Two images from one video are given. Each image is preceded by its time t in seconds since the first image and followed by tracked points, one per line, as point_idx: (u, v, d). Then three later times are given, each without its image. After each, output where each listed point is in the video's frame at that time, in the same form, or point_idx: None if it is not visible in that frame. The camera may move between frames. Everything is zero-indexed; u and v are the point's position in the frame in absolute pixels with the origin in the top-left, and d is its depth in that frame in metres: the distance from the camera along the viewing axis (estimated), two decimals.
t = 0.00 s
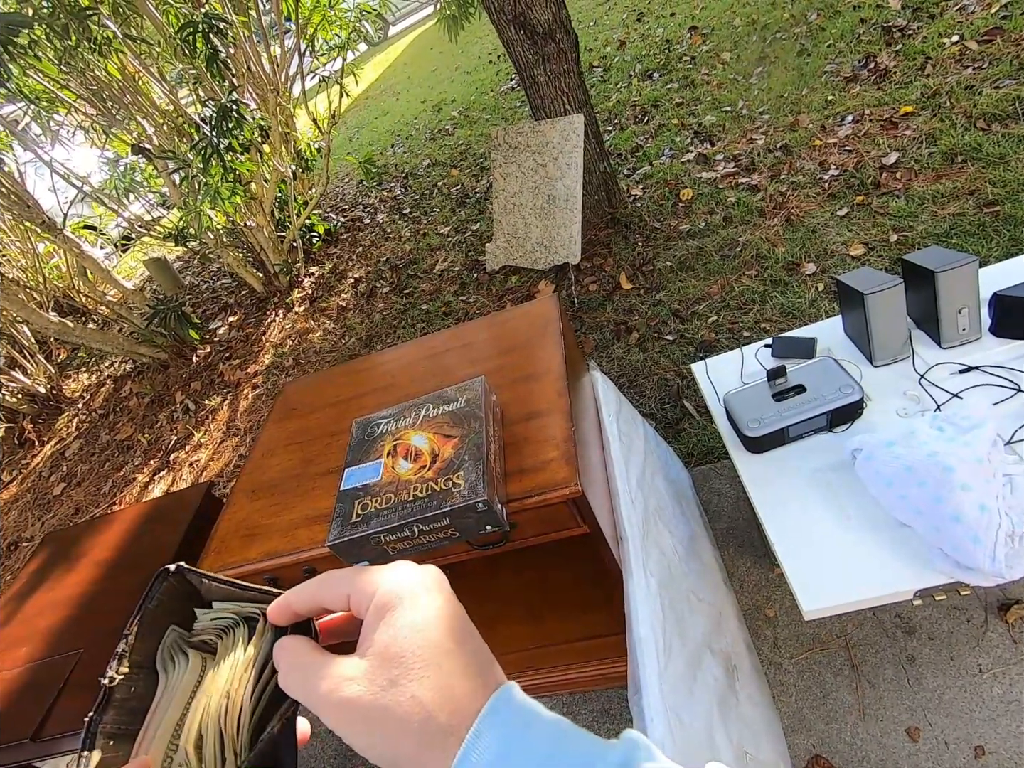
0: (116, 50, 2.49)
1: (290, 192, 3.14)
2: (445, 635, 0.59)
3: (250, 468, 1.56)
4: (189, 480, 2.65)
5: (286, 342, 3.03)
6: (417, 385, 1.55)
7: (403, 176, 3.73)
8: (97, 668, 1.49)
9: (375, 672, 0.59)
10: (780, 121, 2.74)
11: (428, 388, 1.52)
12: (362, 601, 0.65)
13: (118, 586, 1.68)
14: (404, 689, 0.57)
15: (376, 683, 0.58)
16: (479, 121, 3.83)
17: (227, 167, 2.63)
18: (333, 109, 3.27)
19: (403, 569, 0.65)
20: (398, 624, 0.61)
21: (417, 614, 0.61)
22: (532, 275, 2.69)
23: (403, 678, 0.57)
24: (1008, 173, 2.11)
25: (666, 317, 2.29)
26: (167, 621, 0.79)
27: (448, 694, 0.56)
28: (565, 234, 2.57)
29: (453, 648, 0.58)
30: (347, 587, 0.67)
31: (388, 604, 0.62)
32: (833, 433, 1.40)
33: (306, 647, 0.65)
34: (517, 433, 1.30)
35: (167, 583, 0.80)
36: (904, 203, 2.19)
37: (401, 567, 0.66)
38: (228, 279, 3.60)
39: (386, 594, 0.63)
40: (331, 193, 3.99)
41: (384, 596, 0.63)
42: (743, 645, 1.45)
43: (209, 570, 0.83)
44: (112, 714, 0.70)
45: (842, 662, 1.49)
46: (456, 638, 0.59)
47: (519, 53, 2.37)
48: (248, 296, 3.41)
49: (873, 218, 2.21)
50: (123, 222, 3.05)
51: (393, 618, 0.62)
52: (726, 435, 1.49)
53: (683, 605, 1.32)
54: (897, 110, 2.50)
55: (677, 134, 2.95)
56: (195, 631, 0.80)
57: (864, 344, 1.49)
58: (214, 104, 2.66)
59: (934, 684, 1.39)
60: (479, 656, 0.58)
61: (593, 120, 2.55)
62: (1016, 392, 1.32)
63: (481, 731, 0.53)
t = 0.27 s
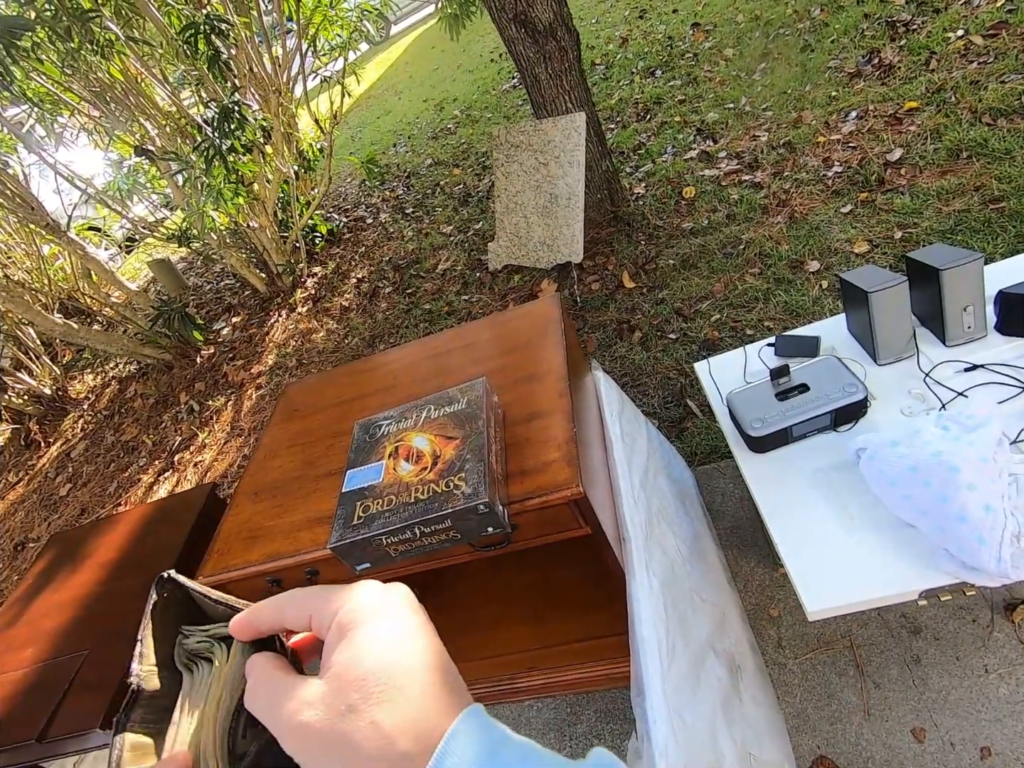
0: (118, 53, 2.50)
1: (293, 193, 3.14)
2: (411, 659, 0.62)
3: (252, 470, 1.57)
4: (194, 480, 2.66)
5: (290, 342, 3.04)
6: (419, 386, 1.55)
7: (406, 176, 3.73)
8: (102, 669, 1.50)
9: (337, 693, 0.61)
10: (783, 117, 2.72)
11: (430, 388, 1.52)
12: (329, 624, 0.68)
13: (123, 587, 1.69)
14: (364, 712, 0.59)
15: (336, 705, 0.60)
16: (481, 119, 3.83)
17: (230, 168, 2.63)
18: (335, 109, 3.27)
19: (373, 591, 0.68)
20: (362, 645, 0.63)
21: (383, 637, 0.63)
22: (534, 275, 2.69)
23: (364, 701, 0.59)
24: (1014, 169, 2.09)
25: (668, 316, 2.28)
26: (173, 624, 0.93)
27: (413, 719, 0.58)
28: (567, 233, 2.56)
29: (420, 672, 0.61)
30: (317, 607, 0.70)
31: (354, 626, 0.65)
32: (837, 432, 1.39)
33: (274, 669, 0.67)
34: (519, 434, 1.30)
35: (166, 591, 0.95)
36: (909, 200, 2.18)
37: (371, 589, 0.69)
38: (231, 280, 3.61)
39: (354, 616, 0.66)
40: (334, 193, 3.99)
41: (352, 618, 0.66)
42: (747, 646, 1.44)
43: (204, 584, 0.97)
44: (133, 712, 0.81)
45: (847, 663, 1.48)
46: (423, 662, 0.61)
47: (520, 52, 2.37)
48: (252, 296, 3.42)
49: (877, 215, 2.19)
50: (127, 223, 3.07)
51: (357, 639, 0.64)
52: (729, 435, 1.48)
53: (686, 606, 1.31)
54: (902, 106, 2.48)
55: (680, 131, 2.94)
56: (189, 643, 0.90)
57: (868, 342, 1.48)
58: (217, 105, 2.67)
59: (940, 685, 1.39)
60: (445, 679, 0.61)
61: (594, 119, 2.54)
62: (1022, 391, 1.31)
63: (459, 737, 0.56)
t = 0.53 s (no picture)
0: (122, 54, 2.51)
1: (297, 192, 3.15)
2: (409, 657, 0.62)
3: (257, 470, 1.57)
4: (200, 480, 2.68)
5: (295, 342, 3.04)
6: (423, 386, 1.55)
7: (410, 175, 3.73)
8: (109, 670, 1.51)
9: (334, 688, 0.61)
10: (789, 112, 2.70)
11: (434, 389, 1.52)
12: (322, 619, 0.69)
13: (129, 587, 1.71)
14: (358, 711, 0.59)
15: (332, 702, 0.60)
16: (485, 117, 3.82)
17: (235, 168, 2.64)
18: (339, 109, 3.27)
19: (369, 589, 0.68)
20: (359, 643, 0.63)
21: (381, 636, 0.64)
22: (538, 273, 2.68)
23: (360, 698, 0.59)
24: None
25: (674, 314, 2.27)
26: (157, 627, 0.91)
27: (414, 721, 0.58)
28: (571, 231, 2.56)
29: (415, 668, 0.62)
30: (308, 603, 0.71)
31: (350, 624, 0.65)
32: (844, 431, 1.37)
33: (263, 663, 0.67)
34: (522, 434, 1.29)
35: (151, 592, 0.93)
36: (917, 195, 2.15)
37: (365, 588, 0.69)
38: (237, 280, 3.62)
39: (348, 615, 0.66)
40: (338, 192, 4.00)
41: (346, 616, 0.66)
42: (754, 646, 1.43)
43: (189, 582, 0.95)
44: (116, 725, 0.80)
45: (855, 663, 1.47)
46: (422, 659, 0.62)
47: (523, 49, 2.36)
48: (257, 296, 3.43)
49: (885, 210, 2.17)
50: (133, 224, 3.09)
51: (354, 636, 0.64)
52: (735, 433, 1.47)
53: (692, 607, 1.30)
54: (910, 99, 2.46)
55: (685, 128, 2.92)
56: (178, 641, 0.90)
57: (876, 340, 1.46)
58: (221, 105, 2.68)
59: (949, 686, 1.37)
60: (443, 680, 0.61)
61: (598, 116, 2.53)
62: None
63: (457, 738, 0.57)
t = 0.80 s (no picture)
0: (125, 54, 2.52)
1: (300, 191, 3.15)
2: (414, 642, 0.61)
3: (261, 469, 1.58)
4: (205, 478, 2.69)
5: (298, 341, 3.05)
6: (426, 385, 1.55)
7: (412, 172, 3.73)
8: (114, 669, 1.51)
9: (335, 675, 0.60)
10: (793, 107, 2.68)
11: (436, 387, 1.52)
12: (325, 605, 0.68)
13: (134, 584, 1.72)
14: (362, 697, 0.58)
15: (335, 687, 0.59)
16: (487, 113, 3.81)
17: (237, 167, 2.64)
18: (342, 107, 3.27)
19: (371, 575, 0.67)
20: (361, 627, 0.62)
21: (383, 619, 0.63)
22: (541, 270, 2.68)
23: (365, 682, 0.58)
24: None
25: (677, 310, 2.26)
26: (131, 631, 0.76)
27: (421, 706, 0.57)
28: (574, 227, 2.55)
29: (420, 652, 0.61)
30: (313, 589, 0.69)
31: (351, 608, 0.64)
32: (848, 427, 1.37)
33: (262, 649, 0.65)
34: (525, 432, 1.29)
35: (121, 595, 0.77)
36: (922, 189, 2.14)
37: (369, 573, 0.68)
38: (240, 279, 3.63)
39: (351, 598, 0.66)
40: (341, 190, 4.00)
41: (348, 601, 0.65)
42: (758, 644, 1.43)
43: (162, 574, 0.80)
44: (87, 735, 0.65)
45: (860, 660, 1.46)
46: (427, 643, 0.61)
47: (525, 45, 2.35)
48: (261, 295, 3.44)
49: (889, 204, 2.16)
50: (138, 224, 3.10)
51: (359, 621, 0.63)
52: (738, 430, 1.47)
53: (696, 604, 1.30)
54: (915, 92, 2.44)
55: (688, 123, 2.90)
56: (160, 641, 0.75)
57: (880, 336, 1.46)
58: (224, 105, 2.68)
59: (954, 682, 1.37)
60: (448, 667, 0.60)
61: (601, 111, 2.52)
62: None
63: (461, 727, 0.55)
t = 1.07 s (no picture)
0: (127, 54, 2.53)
1: (302, 190, 3.16)
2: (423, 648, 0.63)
3: (264, 468, 1.58)
4: (210, 477, 2.70)
5: (301, 340, 3.06)
6: (428, 383, 1.55)
7: (414, 171, 3.73)
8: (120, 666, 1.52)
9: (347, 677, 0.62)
10: (795, 102, 2.67)
11: (438, 385, 1.53)
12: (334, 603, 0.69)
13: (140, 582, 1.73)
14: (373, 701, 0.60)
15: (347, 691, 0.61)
16: (489, 112, 3.81)
17: (240, 167, 2.65)
18: (343, 106, 3.28)
19: (381, 575, 0.68)
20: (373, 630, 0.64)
21: (395, 623, 0.64)
22: (543, 267, 2.68)
23: (378, 689, 0.61)
24: None
25: (679, 307, 2.26)
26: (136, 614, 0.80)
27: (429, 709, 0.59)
28: (575, 225, 2.55)
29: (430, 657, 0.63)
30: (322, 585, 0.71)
31: (364, 610, 0.66)
32: (850, 422, 1.37)
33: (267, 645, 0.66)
34: (526, 428, 1.29)
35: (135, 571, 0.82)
36: (925, 184, 2.13)
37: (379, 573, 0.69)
38: (243, 278, 3.64)
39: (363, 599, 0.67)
40: (343, 190, 4.01)
41: (359, 602, 0.66)
42: (760, 640, 1.43)
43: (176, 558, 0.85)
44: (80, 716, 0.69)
45: (862, 655, 1.46)
46: (436, 649, 0.63)
47: (525, 43, 2.35)
48: (264, 294, 3.45)
49: (892, 200, 2.15)
50: (141, 225, 3.11)
51: (373, 626, 0.65)
52: (740, 426, 1.46)
53: (698, 600, 1.30)
54: (918, 87, 2.43)
55: (689, 119, 2.90)
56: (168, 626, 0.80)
57: (882, 331, 1.45)
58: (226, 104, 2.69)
59: (957, 677, 1.37)
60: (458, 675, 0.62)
61: (602, 108, 2.52)
62: None
63: (464, 735, 0.58)
